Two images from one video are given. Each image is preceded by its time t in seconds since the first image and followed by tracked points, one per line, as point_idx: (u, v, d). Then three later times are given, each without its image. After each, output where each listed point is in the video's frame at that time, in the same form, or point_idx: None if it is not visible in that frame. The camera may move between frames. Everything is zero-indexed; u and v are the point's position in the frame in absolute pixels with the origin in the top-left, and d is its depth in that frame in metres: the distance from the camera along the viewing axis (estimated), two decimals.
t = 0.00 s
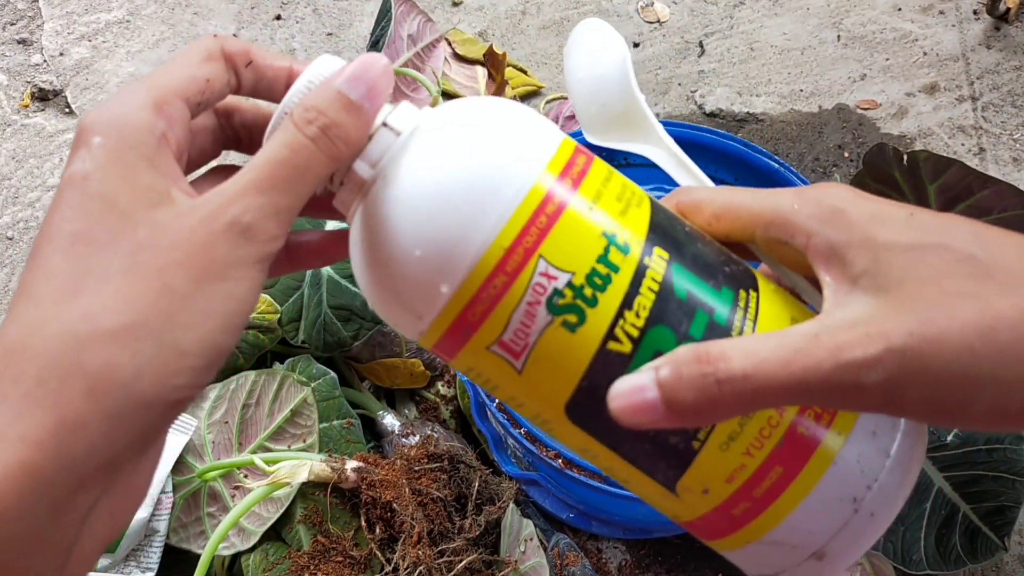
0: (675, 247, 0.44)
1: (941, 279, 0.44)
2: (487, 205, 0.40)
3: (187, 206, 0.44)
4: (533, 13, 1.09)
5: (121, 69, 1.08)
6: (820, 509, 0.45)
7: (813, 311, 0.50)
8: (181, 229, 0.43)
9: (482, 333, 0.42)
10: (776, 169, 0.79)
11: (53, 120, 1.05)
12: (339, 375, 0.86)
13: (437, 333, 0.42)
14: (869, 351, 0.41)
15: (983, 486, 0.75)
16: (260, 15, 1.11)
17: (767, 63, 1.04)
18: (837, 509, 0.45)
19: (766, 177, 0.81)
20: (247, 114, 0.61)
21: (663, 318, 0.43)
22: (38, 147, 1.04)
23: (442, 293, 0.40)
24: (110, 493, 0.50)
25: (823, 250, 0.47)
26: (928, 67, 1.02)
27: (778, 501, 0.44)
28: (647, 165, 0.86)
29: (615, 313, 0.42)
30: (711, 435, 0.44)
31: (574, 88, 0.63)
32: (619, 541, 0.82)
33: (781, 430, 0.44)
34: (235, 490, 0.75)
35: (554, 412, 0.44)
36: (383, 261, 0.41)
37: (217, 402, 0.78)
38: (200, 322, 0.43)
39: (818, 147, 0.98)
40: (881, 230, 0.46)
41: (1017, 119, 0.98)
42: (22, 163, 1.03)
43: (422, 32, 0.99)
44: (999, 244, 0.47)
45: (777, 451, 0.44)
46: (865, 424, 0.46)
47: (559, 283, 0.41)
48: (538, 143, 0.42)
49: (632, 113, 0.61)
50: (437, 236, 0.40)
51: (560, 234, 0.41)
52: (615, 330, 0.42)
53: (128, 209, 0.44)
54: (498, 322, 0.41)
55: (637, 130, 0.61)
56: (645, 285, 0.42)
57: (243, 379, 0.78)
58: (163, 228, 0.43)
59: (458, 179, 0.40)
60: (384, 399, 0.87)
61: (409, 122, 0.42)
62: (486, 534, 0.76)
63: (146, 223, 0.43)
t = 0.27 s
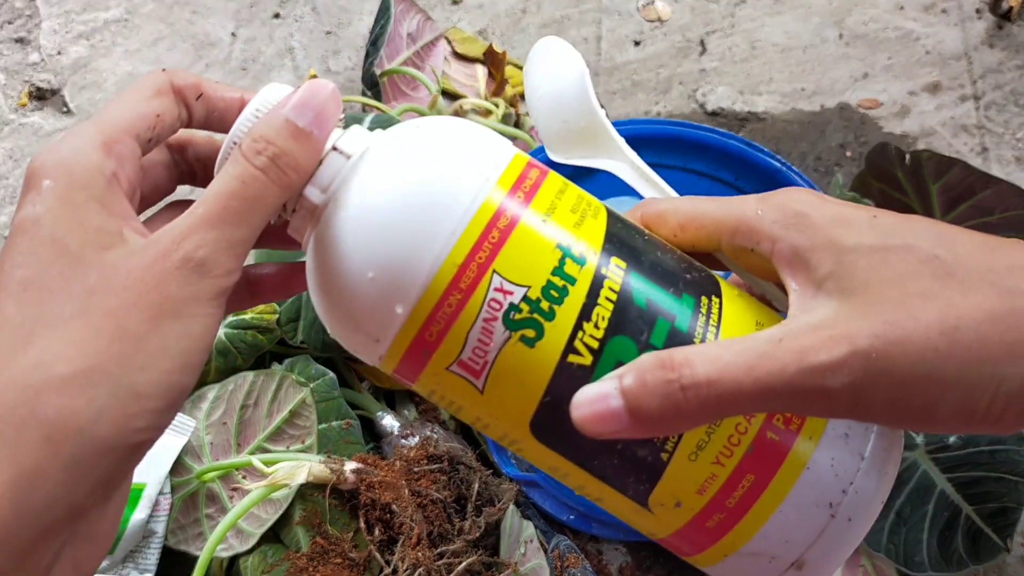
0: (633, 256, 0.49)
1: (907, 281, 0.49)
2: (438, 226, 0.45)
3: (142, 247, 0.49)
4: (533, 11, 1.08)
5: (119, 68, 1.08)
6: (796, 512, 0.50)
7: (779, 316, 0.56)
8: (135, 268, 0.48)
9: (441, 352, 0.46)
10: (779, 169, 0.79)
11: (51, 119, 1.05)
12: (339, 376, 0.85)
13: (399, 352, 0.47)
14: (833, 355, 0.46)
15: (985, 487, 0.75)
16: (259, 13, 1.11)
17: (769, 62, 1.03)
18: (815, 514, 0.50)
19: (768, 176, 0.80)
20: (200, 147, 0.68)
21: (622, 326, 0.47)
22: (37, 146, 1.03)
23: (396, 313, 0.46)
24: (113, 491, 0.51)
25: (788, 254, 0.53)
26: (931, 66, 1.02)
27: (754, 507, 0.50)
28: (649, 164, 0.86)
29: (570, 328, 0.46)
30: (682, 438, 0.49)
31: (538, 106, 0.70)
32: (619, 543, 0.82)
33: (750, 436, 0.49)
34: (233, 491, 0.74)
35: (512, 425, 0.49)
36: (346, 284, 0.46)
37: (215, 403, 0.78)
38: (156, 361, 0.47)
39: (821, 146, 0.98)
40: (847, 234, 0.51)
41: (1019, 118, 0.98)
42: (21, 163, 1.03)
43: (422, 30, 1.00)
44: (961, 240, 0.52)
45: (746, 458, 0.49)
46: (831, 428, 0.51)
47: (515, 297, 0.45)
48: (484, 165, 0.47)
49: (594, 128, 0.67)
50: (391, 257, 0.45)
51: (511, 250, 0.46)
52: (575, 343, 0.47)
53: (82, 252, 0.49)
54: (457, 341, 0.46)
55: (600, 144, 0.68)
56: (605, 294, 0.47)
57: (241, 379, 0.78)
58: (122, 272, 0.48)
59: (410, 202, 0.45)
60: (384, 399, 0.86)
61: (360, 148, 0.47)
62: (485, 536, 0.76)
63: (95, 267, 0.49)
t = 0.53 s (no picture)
0: (589, 256, 0.52)
1: (878, 275, 0.51)
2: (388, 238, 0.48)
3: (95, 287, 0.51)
4: (533, 8, 1.07)
5: (116, 66, 1.07)
6: (776, 503, 0.51)
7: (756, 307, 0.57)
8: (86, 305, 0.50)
9: (398, 365, 0.49)
10: (781, 167, 0.78)
11: (47, 118, 1.04)
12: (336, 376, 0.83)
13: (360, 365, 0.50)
14: (804, 347, 0.49)
15: (989, 488, 0.74)
16: (257, 11, 1.10)
17: (771, 60, 1.03)
18: (793, 506, 0.51)
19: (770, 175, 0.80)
20: (153, 179, 0.72)
21: (580, 323, 0.50)
22: (33, 145, 1.02)
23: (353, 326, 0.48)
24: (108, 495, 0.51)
25: (764, 249, 0.55)
26: (934, 64, 1.01)
27: (732, 499, 0.51)
28: (653, 162, 0.86)
29: (524, 331, 0.49)
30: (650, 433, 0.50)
31: (500, 114, 0.70)
32: (620, 544, 0.81)
33: (722, 425, 0.50)
34: (230, 493, 0.73)
35: (476, 434, 0.51)
36: (304, 299, 0.49)
37: (212, 404, 0.76)
38: (121, 405, 0.49)
39: (824, 145, 0.97)
40: (822, 231, 0.54)
41: None
42: (17, 162, 1.02)
43: (421, 28, 1.00)
44: (935, 236, 0.55)
45: (719, 449, 0.50)
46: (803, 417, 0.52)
47: (468, 304, 0.48)
48: (429, 176, 0.49)
49: (558, 136, 0.68)
50: (344, 271, 0.47)
51: (461, 257, 0.48)
52: (534, 347, 0.49)
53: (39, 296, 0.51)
54: (414, 353, 0.49)
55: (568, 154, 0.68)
56: (560, 293, 0.50)
57: (238, 380, 0.77)
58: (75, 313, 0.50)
59: (360, 216, 0.47)
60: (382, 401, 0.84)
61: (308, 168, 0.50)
62: (485, 539, 0.74)
63: (52, 308, 0.51)
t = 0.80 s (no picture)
0: (563, 248, 0.52)
1: (846, 270, 0.52)
2: (359, 225, 0.48)
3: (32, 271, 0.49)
4: (533, 9, 1.08)
5: (116, 67, 1.07)
6: (742, 501, 0.52)
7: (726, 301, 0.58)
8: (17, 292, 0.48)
9: (369, 353, 0.49)
10: (782, 168, 0.78)
11: (47, 118, 1.04)
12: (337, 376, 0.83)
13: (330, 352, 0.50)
14: (770, 342, 0.49)
15: (989, 488, 0.74)
16: (257, 11, 1.10)
17: (771, 60, 1.03)
18: (759, 504, 0.52)
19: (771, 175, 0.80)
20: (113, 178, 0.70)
21: (552, 315, 0.50)
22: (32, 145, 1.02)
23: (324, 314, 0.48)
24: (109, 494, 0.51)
25: (736, 244, 0.55)
26: (934, 64, 1.01)
27: (698, 496, 0.52)
28: (653, 162, 0.86)
29: (495, 322, 0.49)
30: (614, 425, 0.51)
31: (483, 99, 0.72)
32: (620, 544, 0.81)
33: (691, 422, 0.51)
34: (230, 493, 0.74)
35: (447, 423, 0.51)
36: (275, 286, 0.49)
37: (212, 405, 0.76)
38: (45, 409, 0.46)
39: (824, 145, 0.97)
40: (795, 225, 0.54)
41: None
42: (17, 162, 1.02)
43: (421, 28, 1.00)
44: (904, 232, 0.55)
45: (688, 446, 0.51)
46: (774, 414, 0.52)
47: (440, 294, 0.48)
48: (404, 163, 0.49)
49: (539, 121, 0.69)
50: (314, 258, 0.47)
51: (433, 245, 0.48)
52: (506, 338, 0.49)
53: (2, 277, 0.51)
54: (385, 340, 0.49)
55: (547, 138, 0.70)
56: (532, 285, 0.50)
57: (238, 380, 0.77)
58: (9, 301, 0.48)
59: (332, 203, 0.47)
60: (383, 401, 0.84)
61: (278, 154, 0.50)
62: (485, 539, 0.74)
63: None
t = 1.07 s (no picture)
0: (580, 272, 0.52)
1: (844, 284, 0.51)
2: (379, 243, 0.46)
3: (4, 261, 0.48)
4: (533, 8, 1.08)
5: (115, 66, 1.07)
6: (713, 522, 0.55)
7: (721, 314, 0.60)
8: None
9: (378, 364, 0.49)
10: (781, 167, 0.78)
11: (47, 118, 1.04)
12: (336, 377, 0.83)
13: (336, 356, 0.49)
14: (767, 366, 0.49)
15: (989, 488, 0.74)
16: (257, 11, 1.10)
17: (771, 59, 1.03)
18: (729, 521, 0.56)
19: (771, 175, 0.80)
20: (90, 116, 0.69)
21: (565, 345, 0.51)
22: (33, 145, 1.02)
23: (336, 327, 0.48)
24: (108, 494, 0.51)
25: (732, 245, 0.55)
26: (934, 64, 1.01)
27: (675, 516, 0.55)
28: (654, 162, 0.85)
29: (508, 348, 0.49)
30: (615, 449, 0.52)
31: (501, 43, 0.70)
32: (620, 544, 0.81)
33: (682, 452, 0.53)
34: (230, 493, 0.73)
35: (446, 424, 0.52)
36: (284, 294, 0.48)
37: (212, 405, 0.76)
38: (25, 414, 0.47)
39: (824, 145, 0.97)
40: (793, 229, 0.53)
41: None
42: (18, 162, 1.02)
43: (421, 28, 1.00)
44: (903, 237, 0.54)
45: (676, 472, 0.53)
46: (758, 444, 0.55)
47: (456, 320, 0.48)
48: (428, 172, 0.47)
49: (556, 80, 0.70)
50: (330, 274, 0.46)
51: (454, 269, 0.47)
52: (517, 366, 0.50)
53: None
54: (395, 355, 0.49)
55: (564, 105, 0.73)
56: (547, 312, 0.50)
57: (238, 380, 0.77)
58: None
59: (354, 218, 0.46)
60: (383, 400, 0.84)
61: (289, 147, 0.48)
62: (485, 538, 0.74)
63: None
